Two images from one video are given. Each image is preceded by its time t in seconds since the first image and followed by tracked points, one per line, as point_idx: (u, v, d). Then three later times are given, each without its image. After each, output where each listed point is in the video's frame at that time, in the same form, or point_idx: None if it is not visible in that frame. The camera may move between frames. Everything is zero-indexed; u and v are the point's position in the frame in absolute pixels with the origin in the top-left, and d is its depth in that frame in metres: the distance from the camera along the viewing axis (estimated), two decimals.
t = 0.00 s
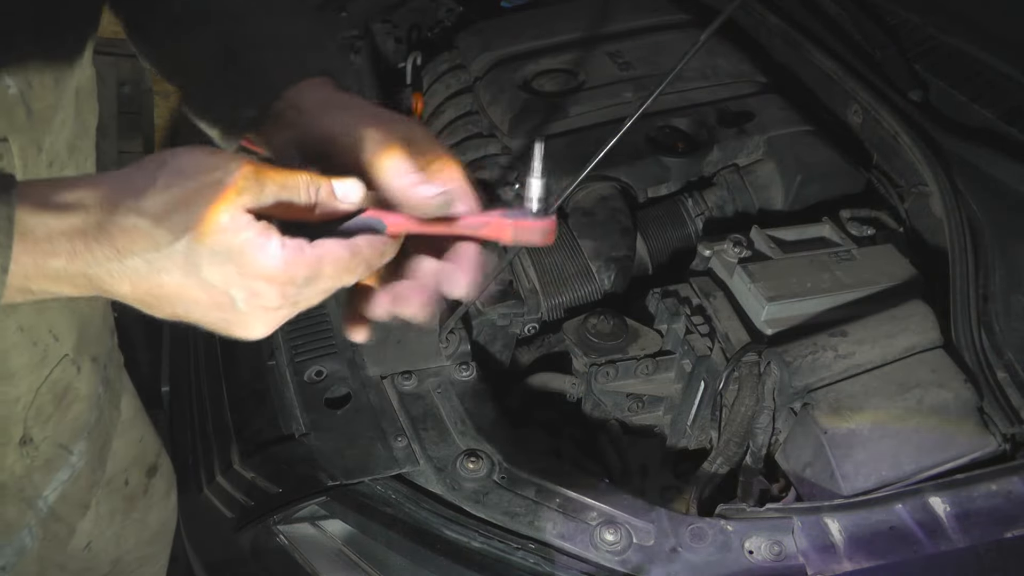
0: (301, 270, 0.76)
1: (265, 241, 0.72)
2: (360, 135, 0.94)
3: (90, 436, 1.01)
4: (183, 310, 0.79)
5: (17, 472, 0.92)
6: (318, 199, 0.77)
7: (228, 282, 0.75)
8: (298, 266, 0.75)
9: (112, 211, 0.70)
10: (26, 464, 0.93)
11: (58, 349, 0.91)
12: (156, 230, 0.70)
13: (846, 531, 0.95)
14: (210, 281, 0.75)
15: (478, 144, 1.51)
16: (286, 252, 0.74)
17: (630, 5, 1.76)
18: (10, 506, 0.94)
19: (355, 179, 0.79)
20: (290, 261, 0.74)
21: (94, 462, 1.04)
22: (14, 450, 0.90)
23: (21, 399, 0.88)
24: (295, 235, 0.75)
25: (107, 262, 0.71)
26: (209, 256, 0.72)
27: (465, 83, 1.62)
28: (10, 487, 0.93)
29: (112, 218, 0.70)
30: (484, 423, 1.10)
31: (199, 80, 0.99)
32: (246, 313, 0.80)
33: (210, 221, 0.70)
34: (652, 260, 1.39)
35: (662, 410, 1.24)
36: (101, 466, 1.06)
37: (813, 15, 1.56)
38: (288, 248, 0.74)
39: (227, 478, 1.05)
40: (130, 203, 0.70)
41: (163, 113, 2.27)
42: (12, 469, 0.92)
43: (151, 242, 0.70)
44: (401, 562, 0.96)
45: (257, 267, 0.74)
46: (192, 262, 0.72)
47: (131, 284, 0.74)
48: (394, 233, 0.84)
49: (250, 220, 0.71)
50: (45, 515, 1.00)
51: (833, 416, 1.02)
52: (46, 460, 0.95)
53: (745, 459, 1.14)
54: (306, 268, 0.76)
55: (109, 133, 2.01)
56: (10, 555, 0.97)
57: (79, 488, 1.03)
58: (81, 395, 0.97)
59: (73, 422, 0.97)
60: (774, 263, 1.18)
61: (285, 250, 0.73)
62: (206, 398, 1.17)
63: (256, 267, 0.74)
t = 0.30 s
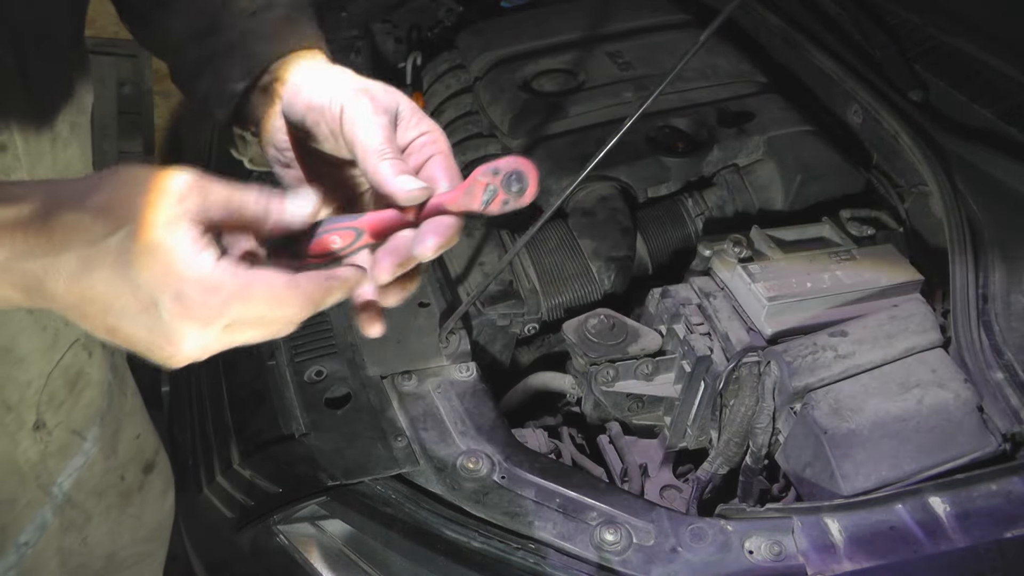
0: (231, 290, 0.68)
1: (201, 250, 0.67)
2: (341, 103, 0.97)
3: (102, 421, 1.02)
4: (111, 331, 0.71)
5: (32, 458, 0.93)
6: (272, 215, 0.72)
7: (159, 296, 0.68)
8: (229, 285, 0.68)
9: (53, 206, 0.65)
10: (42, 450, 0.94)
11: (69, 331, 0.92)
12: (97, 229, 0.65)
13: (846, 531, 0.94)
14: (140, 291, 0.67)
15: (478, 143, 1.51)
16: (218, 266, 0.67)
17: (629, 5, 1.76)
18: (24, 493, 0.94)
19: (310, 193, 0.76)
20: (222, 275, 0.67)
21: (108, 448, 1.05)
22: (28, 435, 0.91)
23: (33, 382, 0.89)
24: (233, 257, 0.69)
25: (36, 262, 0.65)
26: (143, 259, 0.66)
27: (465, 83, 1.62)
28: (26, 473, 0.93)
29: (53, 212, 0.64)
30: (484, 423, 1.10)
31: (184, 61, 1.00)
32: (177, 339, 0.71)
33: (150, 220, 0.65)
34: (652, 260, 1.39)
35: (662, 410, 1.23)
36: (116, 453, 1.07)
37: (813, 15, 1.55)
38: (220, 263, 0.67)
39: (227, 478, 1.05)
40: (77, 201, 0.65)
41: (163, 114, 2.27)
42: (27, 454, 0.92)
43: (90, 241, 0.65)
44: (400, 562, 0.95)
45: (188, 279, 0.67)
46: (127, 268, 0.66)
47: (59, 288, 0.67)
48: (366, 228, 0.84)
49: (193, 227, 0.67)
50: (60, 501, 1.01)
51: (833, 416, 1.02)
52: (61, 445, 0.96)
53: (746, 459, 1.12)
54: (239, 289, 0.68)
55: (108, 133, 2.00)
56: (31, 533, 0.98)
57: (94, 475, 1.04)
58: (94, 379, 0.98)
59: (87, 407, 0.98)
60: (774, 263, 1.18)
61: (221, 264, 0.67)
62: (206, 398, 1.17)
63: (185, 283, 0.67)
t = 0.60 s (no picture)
0: (233, 295, 0.76)
1: (200, 266, 0.73)
2: (357, 94, 0.98)
3: (112, 412, 1.04)
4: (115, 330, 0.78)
5: (40, 447, 0.94)
6: (252, 232, 0.77)
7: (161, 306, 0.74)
8: (230, 292, 0.75)
9: (42, 234, 0.67)
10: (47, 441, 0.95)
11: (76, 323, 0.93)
12: (91, 256, 0.69)
13: (846, 531, 0.94)
14: (142, 304, 0.73)
15: (478, 142, 1.50)
16: (219, 276, 0.74)
17: (629, 5, 1.76)
18: (32, 484, 0.96)
19: (293, 221, 0.79)
20: (222, 285, 0.75)
21: (117, 438, 1.06)
22: (35, 425, 0.92)
23: (40, 371, 0.90)
24: (229, 262, 0.76)
25: (37, 285, 0.69)
26: (143, 281, 0.71)
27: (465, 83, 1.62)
28: (34, 463, 0.95)
29: (43, 238, 0.67)
30: (484, 423, 1.10)
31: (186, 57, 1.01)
32: (181, 334, 0.79)
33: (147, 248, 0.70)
34: (652, 260, 1.38)
35: (662, 410, 1.22)
36: (125, 444, 1.08)
37: (813, 15, 1.56)
38: (220, 272, 0.74)
39: (227, 478, 1.06)
40: (63, 226, 0.68)
41: (162, 114, 2.27)
42: (35, 443, 0.93)
43: (83, 267, 0.69)
44: (400, 562, 0.94)
45: (191, 293, 0.73)
46: (127, 285, 0.71)
47: (63, 305, 0.72)
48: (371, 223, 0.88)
49: (186, 249, 0.72)
50: (69, 491, 1.02)
51: (834, 416, 1.02)
52: (69, 434, 0.98)
53: (746, 459, 1.12)
54: (239, 292, 0.76)
55: (107, 132, 2.00)
56: (43, 520, 0.99)
57: (103, 466, 1.05)
58: (102, 369, 0.99)
59: (95, 397, 1.00)
60: (774, 263, 1.18)
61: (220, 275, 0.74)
62: (206, 398, 1.17)
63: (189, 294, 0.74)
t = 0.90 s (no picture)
0: (231, 294, 0.78)
1: (195, 268, 0.75)
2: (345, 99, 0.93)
3: (122, 407, 1.07)
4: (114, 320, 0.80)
5: (51, 442, 0.95)
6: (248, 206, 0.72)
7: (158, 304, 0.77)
8: (226, 292, 0.78)
9: (36, 236, 0.68)
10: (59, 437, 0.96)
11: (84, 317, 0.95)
12: (85, 260, 0.70)
13: (846, 531, 0.94)
14: (140, 304, 0.76)
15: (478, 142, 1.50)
16: (215, 275, 0.76)
17: (629, 5, 1.76)
18: (43, 479, 0.96)
19: (292, 196, 0.75)
20: (219, 284, 0.77)
21: (126, 434, 1.09)
22: (46, 419, 0.93)
23: (49, 366, 0.92)
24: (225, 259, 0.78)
25: (33, 285, 0.71)
26: (138, 284, 0.73)
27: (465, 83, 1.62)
28: (45, 458, 0.95)
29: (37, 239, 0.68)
30: (484, 423, 1.10)
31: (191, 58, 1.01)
32: (180, 327, 0.81)
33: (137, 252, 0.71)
34: (652, 260, 1.38)
35: (662, 410, 1.22)
36: (134, 442, 1.11)
37: (813, 16, 1.56)
38: (216, 272, 0.76)
39: (227, 478, 1.06)
40: (57, 229, 0.69)
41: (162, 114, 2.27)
42: (46, 439, 0.94)
43: (76, 270, 0.70)
44: (400, 563, 0.94)
45: (188, 293, 0.76)
46: (122, 287, 0.73)
47: (60, 304, 0.74)
48: (358, 213, 0.82)
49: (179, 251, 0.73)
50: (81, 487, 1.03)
51: (834, 416, 1.02)
52: (81, 429, 0.99)
53: (746, 459, 1.12)
54: (236, 291, 0.78)
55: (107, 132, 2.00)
56: (55, 515, 0.99)
57: (115, 461, 1.07)
58: (112, 364, 1.02)
59: (106, 391, 1.02)
60: (774, 263, 1.18)
61: (217, 275, 0.76)
62: (206, 397, 1.17)
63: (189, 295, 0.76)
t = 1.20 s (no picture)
0: (241, 295, 0.73)
1: (203, 267, 0.71)
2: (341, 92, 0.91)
3: (131, 402, 1.07)
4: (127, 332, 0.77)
5: (61, 438, 0.95)
6: (260, 220, 0.75)
7: (168, 309, 0.73)
8: (236, 293, 0.73)
9: (50, 240, 0.68)
10: (69, 433, 0.96)
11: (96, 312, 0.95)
12: (96, 260, 0.68)
13: (846, 531, 0.94)
14: (150, 308, 0.72)
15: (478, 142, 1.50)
16: (225, 277, 0.72)
17: (629, 5, 1.76)
18: (54, 474, 0.96)
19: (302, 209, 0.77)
20: (229, 286, 0.72)
21: (135, 428, 1.09)
22: (55, 415, 0.93)
23: (59, 362, 0.91)
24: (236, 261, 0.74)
25: (44, 289, 0.69)
26: (147, 284, 0.70)
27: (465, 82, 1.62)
28: (56, 453, 0.95)
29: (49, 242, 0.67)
30: (484, 423, 1.10)
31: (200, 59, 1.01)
32: (193, 338, 0.77)
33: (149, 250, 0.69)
34: (652, 260, 1.38)
35: (662, 410, 1.23)
36: (142, 435, 1.11)
37: (813, 15, 1.56)
38: (226, 273, 0.72)
39: (227, 478, 1.06)
40: (67, 233, 0.68)
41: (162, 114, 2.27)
42: (56, 435, 0.94)
43: (87, 271, 0.68)
44: (401, 563, 0.94)
45: (197, 295, 0.72)
46: (132, 289, 0.70)
47: (71, 309, 0.71)
48: (361, 212, 0.84)
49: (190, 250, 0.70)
50: (91, 480, 1.03)
51: (834, 416, 1.02)
52: (92, 424, 0.99)
53: (746, 459, 1.12)
54: (247, 293, 0.74)
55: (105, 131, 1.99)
56: (65, 509, 0.99)
57: (125, 455, 1.07)
58: (122, 359, 1.02)
59: (116, 386, 1.02)
60: (774, 263, 1.18)
61: (226, 274, 0.72)
62: (207, 397, 1.17)
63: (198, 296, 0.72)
